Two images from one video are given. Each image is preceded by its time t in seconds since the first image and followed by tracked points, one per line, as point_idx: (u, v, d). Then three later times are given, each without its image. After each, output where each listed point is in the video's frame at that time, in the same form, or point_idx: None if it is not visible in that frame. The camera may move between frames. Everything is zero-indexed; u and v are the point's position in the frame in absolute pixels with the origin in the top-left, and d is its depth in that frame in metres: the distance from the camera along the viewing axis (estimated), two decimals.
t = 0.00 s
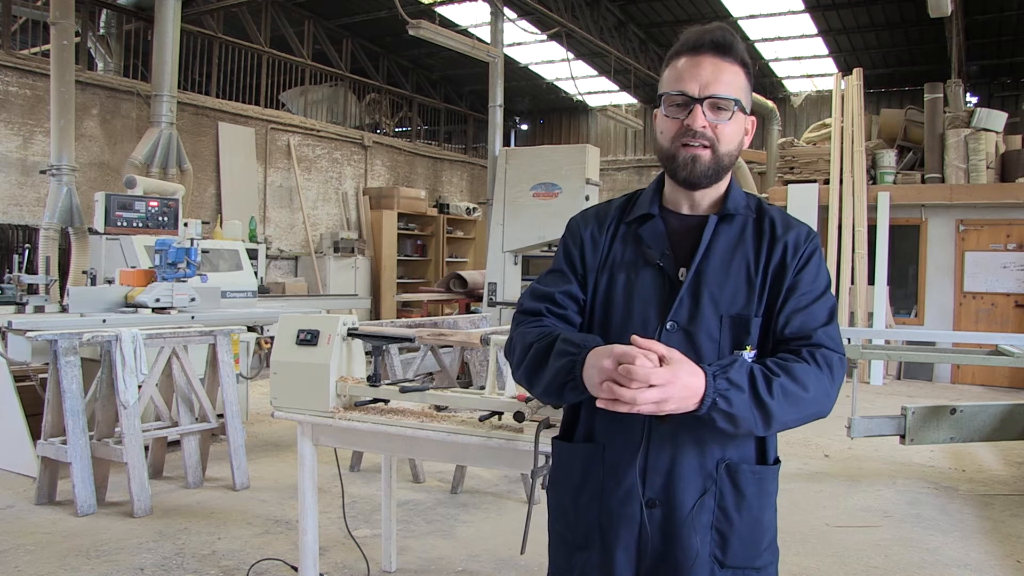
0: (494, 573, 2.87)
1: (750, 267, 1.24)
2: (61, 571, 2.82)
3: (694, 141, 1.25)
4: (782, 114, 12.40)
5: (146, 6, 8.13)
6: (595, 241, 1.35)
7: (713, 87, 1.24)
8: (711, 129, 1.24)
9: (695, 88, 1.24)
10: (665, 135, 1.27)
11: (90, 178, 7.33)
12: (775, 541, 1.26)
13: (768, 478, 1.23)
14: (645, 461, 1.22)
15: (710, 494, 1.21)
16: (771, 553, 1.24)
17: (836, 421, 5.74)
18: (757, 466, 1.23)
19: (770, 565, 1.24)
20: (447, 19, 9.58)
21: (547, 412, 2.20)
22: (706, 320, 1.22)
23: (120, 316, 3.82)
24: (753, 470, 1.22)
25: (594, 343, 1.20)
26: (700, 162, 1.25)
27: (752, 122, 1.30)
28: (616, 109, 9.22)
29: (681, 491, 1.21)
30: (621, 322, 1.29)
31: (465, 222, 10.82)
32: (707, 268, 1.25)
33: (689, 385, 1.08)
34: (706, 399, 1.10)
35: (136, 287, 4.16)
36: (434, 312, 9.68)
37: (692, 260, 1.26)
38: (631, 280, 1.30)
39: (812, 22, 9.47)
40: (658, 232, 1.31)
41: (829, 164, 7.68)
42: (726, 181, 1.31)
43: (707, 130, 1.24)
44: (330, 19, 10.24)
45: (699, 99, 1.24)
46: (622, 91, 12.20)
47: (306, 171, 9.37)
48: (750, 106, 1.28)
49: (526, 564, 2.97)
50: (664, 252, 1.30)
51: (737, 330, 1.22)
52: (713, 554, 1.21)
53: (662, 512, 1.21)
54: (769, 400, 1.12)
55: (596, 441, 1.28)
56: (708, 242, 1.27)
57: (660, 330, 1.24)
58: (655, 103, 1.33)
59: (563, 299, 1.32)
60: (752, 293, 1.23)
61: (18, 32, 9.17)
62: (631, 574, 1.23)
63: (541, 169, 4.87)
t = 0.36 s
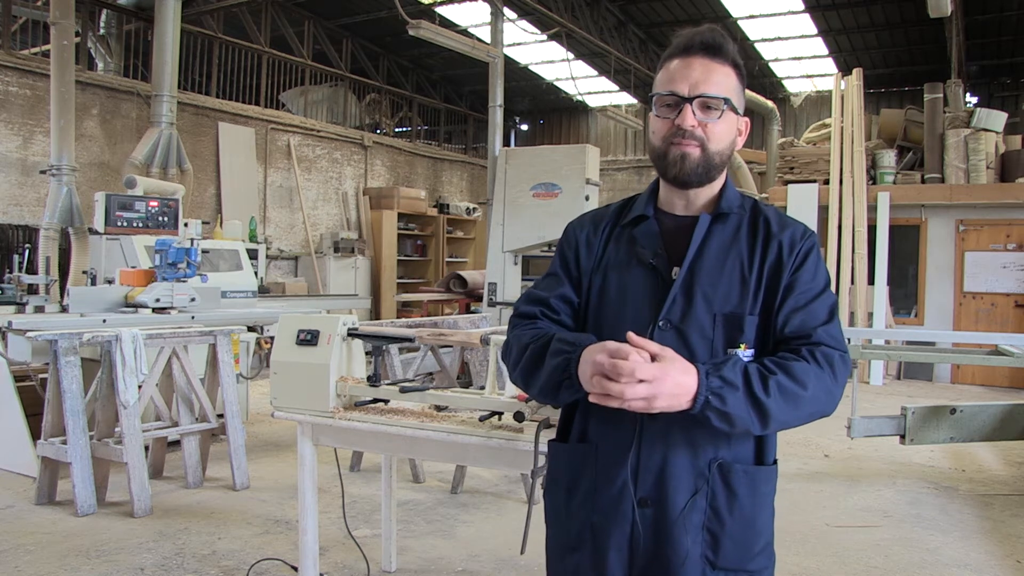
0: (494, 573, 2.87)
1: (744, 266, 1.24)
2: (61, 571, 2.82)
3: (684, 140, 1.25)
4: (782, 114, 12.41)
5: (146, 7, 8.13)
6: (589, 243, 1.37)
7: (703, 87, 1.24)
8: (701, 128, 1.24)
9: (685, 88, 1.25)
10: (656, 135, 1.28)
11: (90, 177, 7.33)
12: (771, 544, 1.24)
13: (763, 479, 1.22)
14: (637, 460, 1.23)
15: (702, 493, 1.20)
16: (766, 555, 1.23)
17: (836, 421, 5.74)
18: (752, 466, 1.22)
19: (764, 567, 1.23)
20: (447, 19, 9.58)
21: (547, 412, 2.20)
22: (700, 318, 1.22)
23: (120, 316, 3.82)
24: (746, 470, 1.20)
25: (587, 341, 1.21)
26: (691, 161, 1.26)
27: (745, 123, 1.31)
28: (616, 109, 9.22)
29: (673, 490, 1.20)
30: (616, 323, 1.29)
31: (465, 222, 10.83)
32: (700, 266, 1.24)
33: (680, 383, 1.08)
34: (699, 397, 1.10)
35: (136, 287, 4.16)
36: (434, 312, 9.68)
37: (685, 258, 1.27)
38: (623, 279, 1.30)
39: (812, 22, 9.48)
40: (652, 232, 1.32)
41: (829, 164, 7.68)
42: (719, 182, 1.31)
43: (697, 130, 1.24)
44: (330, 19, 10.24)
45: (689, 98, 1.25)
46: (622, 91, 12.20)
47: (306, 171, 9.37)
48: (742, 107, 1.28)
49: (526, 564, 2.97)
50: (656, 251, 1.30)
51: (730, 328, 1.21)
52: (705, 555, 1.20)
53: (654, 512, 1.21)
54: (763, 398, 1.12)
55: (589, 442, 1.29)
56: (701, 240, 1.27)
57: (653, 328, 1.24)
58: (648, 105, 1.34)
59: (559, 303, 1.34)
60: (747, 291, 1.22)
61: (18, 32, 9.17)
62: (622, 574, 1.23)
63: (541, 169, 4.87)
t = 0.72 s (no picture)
0: (494, 573, 2.87)
1: (741, 266, 1.24)
2: (61, 571, 2.82)
3: (677, 140, 1.25)
4: (782, 114, 12.41)
5: (146, 7, 8.13)
6: (587, 244, 1.37)
7: (693, 86, 1.24)
8: (695, 127, 1.24)
9: (676, 88, 1.25)
10: (649, 137, 1.28)
11: (90, 177, 7.33)
12: (768, 545, 1.24)
13: (760, 479, 1.21)
14: (634, 460, 1.23)
15: (699, 494, 1.20)
16: (763, 556, 1.23)
17: (836, 421, 5.74)
18: (748, 466, 1.22)
19: (761, 568, 1.23)
20: (447, 19, 9.58)
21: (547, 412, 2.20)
22: (696, 318, 1.21)
23: (120, 316, 3.82)
24: (743, 470, 1.20)
25: (587, 352, 1.21)
26: (686, 160, 1.26)
27: (739, 119, 1.30)
28: (616, 109, 9.21)
29: (669, 490, 1.20)
30: (613, 324, 1.29)
31: (465, 222, 10.83)
32: (697, 267, 1.24)
33: (677, 393, 1.08)
34: (694, 403, 1.10)
35: (136, 287, 4.16)
36: (434, 312, 9.68)
37: (682, 259, 1.27)
38: (620, 280, 1.30)
39: (812, 22, 9.48)
40: (649, 233, 1.32)
41: (829, 164, 7.68)
42: (717, 179, 1.30)
43: (690, 129, 1.24)
44: (330, 19, 10.24)
45: (680, 98, 1.25)
46: (622, 91, 12.20)
47: (306, 171, 9.37)
48: (736, 103, 1.28)
49: (525, 564, 2.97)
50: (654, 251, 1.30)
51: (727, 328, 1.21)
52: (702, 555, 1.20)
53: (651, 512, 1.21)
54: (759, 399, 1.12)
55: (586, 442, 1.29)
56: (698, 241, 1.27)
57: (650, 329, 1.23)
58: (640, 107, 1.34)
59: (558, 305, 1.34)
60: (744, 292, 1.22)
61: (18, 32, 9.17)
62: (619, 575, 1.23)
63: (541, 169, 4.87)
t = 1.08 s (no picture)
0: (494, 573, 2.87)
1: (738, 268, 1.23)
2: (61, 571, 2.82)
3: (670, 139, 1.25)
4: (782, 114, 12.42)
5: (146, 6, 8.13)
6: (584, 245, 1.37)
7: (684, 84, 1.24)
8: (687, 125, 1.24)
9: (667, 87, 1.25)
10: (642, 136, 1.28)
11: (90, 177, 7.33)
12: (767, 545, 1.24)
13: (758, 479, 1.22)
14: (632, 462, 1.23)
15: (697, 496, 1.20)
16: (762, 557, 1.23)
17: (836, 421, 5.75)
18: (747, 467, 1.22)
19: (760, 568, 1.23)
20: (447, 19, 9.58)
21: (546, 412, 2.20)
22: (693, 319, 1.21)
23: (120, 316, 3.82)
24: (741, 471, 1.20)
25: (587, 359, 1.20)
26: (679, 158, 1.25)
27: (733, 116, 1.30)
28: (617, 109, 9.21)
29: (667, 491, 1.20)
30: (610, 326, 1.29)
31: (465, 222, 10.83)
32: (694, 269, 1.24)
33: (676, 394, 1.08)
34: (693, 405, 1.10)
35: (136, 287, 4.16)
36: (434, 312, 9.68)
37: (679, 260, 1.26)
38: (617, 282, 1.30)
39: (812, 22, 9.48)
40: (645, 234, 1.31)
41: (829, 164, 7.68)
42: (712, 177, 1.31)
43: (683, 127, 1.24)
44: (330, 19, 10.24)
45: (672, 97, 1.25)
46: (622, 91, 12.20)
47: (306, 171, 9.37)
48: (728, 101, 1.28)
49: (525, 564, 2.97)
50: (650, 253, 1.30)
51: (724, 330, 1.21)
52: (700, 557, 1.20)
53: (649, 514, 1.21)
54: (755, 400, 1.12)
55: (584, 445, 1.29)
56: (695, 242, 1.26)
57: (647, 331, 1.23)
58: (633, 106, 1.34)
59: (556, 308, 1.35)
60: (740, 293, 1.22)
61: (18, 32, 9.18)
62: None
63: (541, 169, 4.87)
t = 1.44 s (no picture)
0: (494, 573, 2.87)
1: (736, 267, 1.24)
2: (61, 571, 2.81)
3: (667, 139, 1.25)
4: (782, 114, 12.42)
5: (147, 6, 8.13)
6: (582, 244, 1.37)
7: (680, 85, 1.25)
8: (683, 125, 1.24)
9: (664, 88, 1.25)
10: (639, 137, 1.28)
11: (89, 177, 7.33)
12: (765, 544, 1.24)
13: (756, 479, 1.22)
14: (629, 461, 1.23)
15: (696, 494, 1.20)
16: (760, 556, 1.23)
17: (836, 421, 5.74)
18: (745, 466, 1.22)
19: (759, 567, 1.23)
20: (447, 19, 9.58)
21: (546, 412, 2.20)
22: (691, 318, 1.21)
23: (120, 316, 3.82)
24: (739, 470, 1.20)
25: (587, 345, 1.21)
26: (676, 158, 1.25)
27: (730, 116, 1.30)
28: (617, 109, 9.21)
29: (665, 490, 1.20)
30: (608, 325, 1.29)
31: (465, 222, 10.83)
32: (693, 267, 1.24)
33: (675, 377, 1.08)
34: (691, 390, 1.10)
35: (136, 287, 4.15)
36: (434, 312, 9.68)
37: (677, 260, 1.26)
38: (616, 281, 1.30)
39: (812, 22, 9.47)
40: (644, 232, 1.31)
41: (829, 164, 7.68)
42: (710, 177, 1.31)
43: (679, 128, 1.24)
44: (330, 19, 10.23)
45: (668, 98, 1.25)
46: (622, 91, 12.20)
47: (306, 171, 9.37)
48: (725, 101, 1.28)
49: (525, 564, 2.97)
50: (649, 252, 1.30)
51: (722, 329, 1.21)
52: (699, 556, 1.20)
53: (647, 513, 1.21)
54: (752, 395, 1.12)
55: (582, 444, 1.29)
56: (693, 241, 1.26)
57: (646, 330, 1.23)
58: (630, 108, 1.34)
59: (554, 307, 1.35)
60: (738, 292, 1.22)
61: (18, 32, 9.18)
62: None
63: (541, 169, 4.87)
